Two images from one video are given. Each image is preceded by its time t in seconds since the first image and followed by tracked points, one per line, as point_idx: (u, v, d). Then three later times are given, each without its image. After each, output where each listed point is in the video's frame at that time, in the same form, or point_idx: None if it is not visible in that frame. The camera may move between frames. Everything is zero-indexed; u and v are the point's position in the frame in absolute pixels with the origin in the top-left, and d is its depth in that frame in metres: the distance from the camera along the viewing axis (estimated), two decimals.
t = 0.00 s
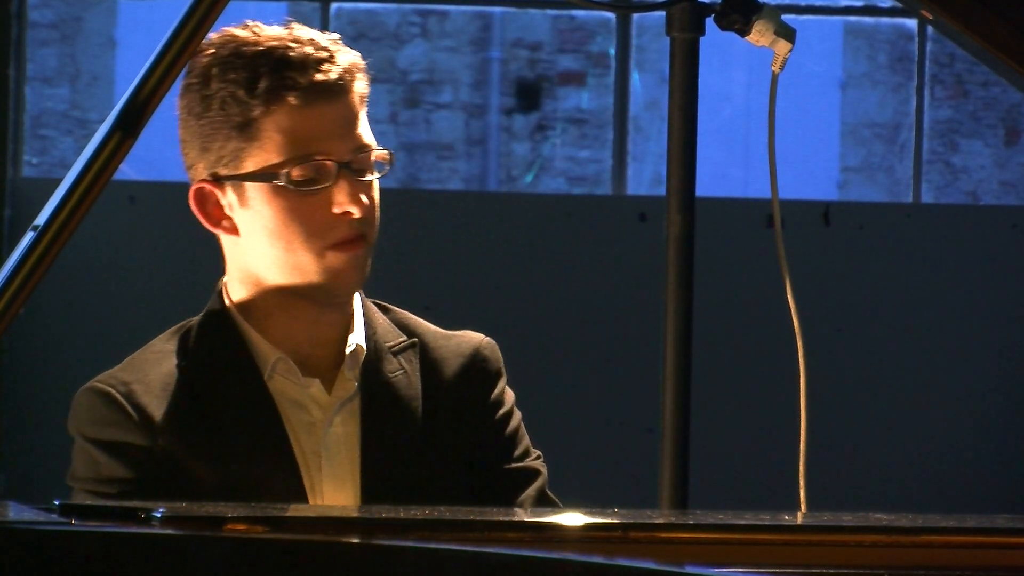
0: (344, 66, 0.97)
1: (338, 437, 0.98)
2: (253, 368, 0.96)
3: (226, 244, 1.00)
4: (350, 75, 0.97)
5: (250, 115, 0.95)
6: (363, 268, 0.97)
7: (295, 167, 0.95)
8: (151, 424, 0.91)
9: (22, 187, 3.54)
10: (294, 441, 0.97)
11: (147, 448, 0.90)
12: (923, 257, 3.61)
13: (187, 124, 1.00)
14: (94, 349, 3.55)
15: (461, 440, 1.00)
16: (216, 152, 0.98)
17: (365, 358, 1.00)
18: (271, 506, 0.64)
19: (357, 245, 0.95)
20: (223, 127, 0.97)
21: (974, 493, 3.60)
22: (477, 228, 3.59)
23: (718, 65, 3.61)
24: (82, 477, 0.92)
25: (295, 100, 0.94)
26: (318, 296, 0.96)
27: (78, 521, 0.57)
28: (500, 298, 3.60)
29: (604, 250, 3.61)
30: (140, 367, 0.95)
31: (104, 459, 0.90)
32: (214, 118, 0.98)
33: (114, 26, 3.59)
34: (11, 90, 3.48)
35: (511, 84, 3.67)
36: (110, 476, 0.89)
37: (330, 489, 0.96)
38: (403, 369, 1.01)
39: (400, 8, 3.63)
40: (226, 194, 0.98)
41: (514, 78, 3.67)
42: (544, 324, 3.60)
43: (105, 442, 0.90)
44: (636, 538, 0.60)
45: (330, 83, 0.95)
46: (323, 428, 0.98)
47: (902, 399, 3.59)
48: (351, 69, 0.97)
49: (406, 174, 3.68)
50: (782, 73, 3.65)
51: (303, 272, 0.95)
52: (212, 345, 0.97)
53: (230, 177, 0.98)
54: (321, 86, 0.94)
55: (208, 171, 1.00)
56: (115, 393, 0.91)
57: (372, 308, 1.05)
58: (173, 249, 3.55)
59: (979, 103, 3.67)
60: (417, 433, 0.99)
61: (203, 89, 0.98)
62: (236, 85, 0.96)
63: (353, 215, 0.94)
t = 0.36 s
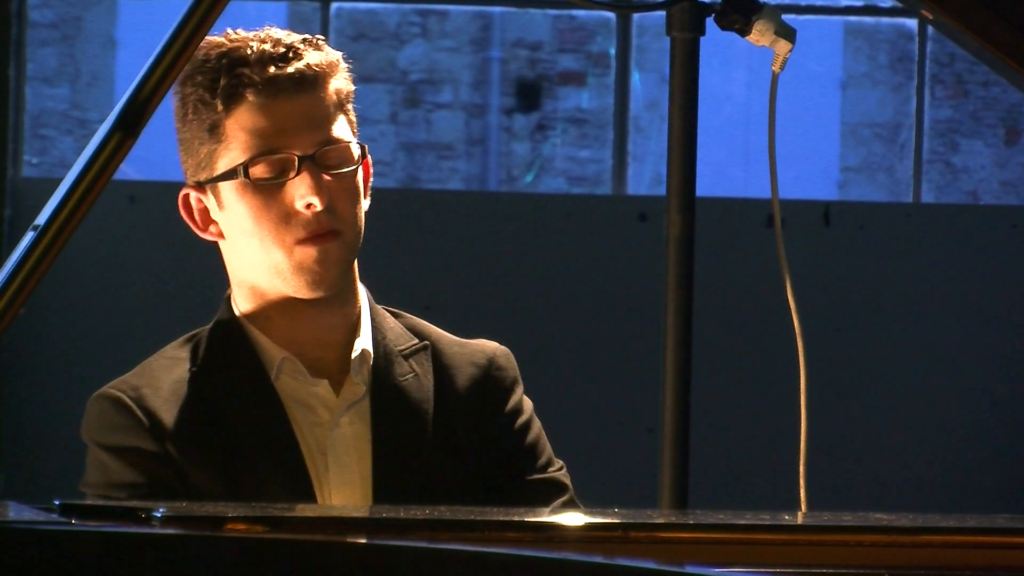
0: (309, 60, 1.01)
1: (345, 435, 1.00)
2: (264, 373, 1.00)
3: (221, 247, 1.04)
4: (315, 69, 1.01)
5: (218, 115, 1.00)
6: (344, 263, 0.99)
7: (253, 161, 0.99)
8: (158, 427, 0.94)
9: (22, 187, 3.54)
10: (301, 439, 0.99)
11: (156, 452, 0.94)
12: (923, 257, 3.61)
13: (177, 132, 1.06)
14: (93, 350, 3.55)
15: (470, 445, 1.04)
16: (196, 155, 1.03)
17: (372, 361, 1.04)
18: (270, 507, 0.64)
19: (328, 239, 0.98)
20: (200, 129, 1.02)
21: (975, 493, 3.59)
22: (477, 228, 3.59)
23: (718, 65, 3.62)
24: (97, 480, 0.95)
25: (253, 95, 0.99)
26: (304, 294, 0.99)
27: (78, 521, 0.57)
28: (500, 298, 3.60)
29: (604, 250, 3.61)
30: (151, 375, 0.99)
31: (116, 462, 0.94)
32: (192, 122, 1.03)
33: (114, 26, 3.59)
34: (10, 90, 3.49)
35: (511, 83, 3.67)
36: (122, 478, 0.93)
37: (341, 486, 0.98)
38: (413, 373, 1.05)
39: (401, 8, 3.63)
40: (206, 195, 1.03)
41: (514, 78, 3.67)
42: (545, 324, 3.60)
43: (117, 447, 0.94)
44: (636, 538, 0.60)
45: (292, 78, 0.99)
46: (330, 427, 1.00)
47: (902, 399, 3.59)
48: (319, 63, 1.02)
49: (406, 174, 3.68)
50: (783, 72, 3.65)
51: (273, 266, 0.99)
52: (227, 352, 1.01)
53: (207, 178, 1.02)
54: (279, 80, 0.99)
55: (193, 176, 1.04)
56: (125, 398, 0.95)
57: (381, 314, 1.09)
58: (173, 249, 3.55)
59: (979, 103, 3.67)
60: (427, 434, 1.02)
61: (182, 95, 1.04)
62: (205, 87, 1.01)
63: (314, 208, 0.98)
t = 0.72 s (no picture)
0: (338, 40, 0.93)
1: (372, 428, 0.89)
2: (293, 354, 0.90)
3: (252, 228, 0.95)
4: (341, 49, 0.92)
5: (245, 94, 0.93)
6: (365, 242, 0.88)
7: (261, 132, 0.89)
8: (190, 404, 0.85)
9: (21, 187, 3.53)
10: (329, 429, 0.88)
11: (188, 427, 0.84)
12: (924, 257, 3.61)
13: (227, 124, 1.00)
14: (92, 349, 3.55)
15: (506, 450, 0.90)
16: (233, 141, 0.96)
17: (404, 354, 0.92)
18: (271, 507, 0.63)
19: (331, 210, 0.87)
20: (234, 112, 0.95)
21: (976, 494, 3.59)
22: (477, 228, 3.59)
23: (718, 65, 3.63)
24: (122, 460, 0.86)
25: (273, 70, 0.91)
26: (320, 271, 0.88)
27: (80, 520, 0.56)
28: (500, 298, 3.60)
29: (604, 249, 3.60)
30: (187, 354, 0.90)
31: (143, 438, 0.84)
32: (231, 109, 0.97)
33: (114, 26, 3.59)
34: (10, 89, 3.49)
35: (511, 83, 3.68)
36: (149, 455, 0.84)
37: (360, 486, 0.87)
38: (446, 370, 0.92)
39: (401, 7, 3.63)
40: (240, 178, 0.95)
41: (514, 77, 3.67)
42: (545, 324, 3.59)
43: (148, 421, 0.85)
44: (637, 538, 0.60)
45: (311, 54, 0.91)
46: (358, 417, 0.89)
47: (903, 399, 3.59)
48: (348, 46, 0.93)
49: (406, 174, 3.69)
50: (783, 73, 3.65)
51: (280, 243, 0.89)
52: (258, 333, 0.91)
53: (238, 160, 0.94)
54: (298, 54, 0.91)
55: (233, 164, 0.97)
56: (158, 372, 0.86)
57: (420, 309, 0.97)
58: (173, 248, 3.56)
59: (979, 103, 3.68)
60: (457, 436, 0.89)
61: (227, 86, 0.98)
62: (238, 68, 0.94)
63: (313, 178, 0.87)
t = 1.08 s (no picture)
0: (431, 43, 0.91)
1: (416, 435, 0.88)
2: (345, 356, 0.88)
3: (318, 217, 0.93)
4: (430, 51, 0.91)
5: (330, 82, 0.91)
6: (428, 243, 0.87)
7: (337, 119, 0.88)
8: (241, 393, 0.84)
9: (21, 187, 3.53)
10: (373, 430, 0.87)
11: (236, 414, 0.83)
12: (924, 257, 3.61)
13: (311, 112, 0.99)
14: (92, 349, 3.55)
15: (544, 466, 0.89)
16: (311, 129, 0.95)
17: (455, 363, 0.91)
18: (271, 507, 0.63)
19: (395, 204, 0.85)
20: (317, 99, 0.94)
21: (976, 493, 3.59)
22: (477, 228, 3.60)
23: (718, 65, 3.64)
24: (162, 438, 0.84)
25: (363, 61, 0.90)
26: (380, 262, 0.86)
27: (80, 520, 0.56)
28: (500, 299, 3.60)
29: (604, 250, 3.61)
30: (239, 341, 0.88)
31: (188, 418, 0.83)
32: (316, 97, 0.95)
33: (114, 26, 3.59)
34: (11, 89, 3.49)
35: (511, 84, 3.67)
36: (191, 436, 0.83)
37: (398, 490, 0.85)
38: (493, 384, 0.91)
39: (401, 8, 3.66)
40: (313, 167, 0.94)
41: (514, 78, 3.67)
42: (545, 325, 3.59)
43: (195, 401, 0.83)
44: (637, 538, 0.60)
45: (401, 49, 0.90)
46: (403, 422, 0.88)
47: (903, 399, 3.59)
48: (438, 49, 0.91)
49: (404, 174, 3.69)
50: (783, 73, 3.66)
51: (342, 233, 0.87)
52: (311, 328, 0.90)
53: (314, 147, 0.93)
54: (388, 48, 0.90)
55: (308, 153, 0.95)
56: (211, 355, 0.85)
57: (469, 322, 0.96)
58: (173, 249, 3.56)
59: (979, 103, 3.68)
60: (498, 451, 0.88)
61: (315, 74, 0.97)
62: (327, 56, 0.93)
63: (383, 168, 0.85)
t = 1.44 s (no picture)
0: (497, 58, 0.94)
1: (444, 445, 0.87)
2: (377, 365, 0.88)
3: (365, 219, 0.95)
4: (496, 65, 0.93)
5: (395, 85, 0.95)
6: (474, 256, 0.89)
7: (396, 121, 0.91)
8: (273, 396, 0.83)
9: (21, 187, 3.53)
10: (402, 440, 0.87)
11: (266, 416, 0.82)
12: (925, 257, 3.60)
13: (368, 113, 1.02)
14: (91, 349, 3.55)
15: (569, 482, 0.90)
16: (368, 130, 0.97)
17: (487, 375, 0.91)
18: (271, 507, 0.63)
19: (445, 213, 0.87)
20: (377, 101, 0.96)
21: (977, 494, 3.59)
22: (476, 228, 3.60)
23: (717, 65, 3.64)
24: (190, 437, 0.83)
25: (430, 67, 0.93)
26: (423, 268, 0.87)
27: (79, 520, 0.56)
28: (500, 299, 3.59)
29: (604, 250, 3.60)
30: (272, 343, 0.88)
31: (218, 419, 0.82)
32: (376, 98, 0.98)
33: (114, 26, 3.59)
34: (11, 89, 3.49)
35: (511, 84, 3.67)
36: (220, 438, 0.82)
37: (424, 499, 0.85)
38: (523, 400, 0.91)
39: (401, 8, 3.66)
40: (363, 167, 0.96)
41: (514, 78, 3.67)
42: (544, 325, 3.59)
43: (224, 401, 0.83)
44: (636, 538, 0.60)
45: (468, 59, 0.93)
46: (431, 431, 0.88)
47: (903, 399, 3.59)
48: (503, 63, 0.94)
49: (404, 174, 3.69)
50: (783, 73, 3.66)
51: (388, 236, 0.88)
52: (346, 333, 0.90)
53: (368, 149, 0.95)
54: (455, 58, 0.93)
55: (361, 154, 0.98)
56: (243, 357, 0.84)
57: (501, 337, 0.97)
58: (172, 249, 3.56)
59: (979, 103, 3.68)
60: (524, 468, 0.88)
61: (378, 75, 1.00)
62: (394, 58, 0.96)
63: (439, 176, 0.87)
